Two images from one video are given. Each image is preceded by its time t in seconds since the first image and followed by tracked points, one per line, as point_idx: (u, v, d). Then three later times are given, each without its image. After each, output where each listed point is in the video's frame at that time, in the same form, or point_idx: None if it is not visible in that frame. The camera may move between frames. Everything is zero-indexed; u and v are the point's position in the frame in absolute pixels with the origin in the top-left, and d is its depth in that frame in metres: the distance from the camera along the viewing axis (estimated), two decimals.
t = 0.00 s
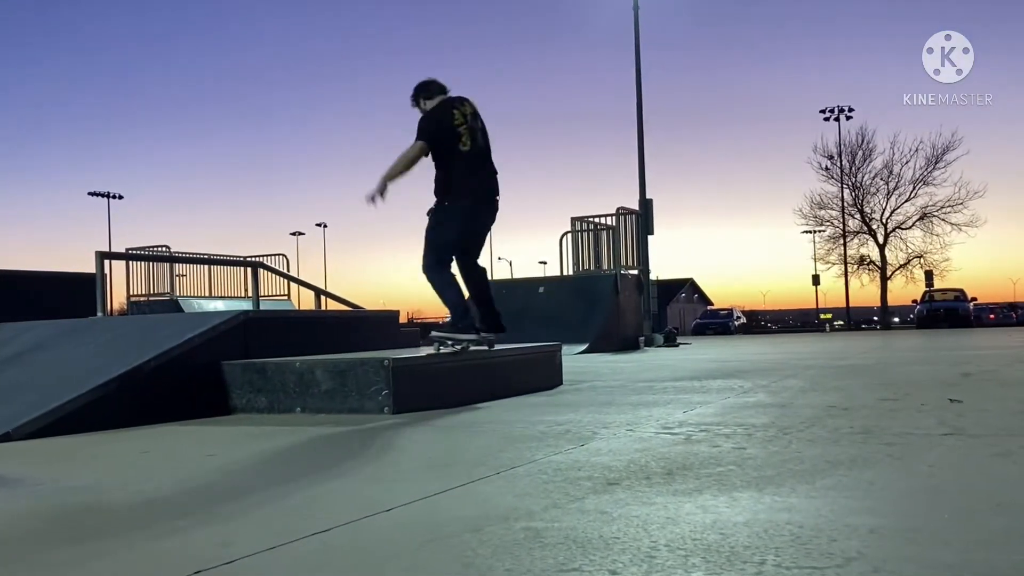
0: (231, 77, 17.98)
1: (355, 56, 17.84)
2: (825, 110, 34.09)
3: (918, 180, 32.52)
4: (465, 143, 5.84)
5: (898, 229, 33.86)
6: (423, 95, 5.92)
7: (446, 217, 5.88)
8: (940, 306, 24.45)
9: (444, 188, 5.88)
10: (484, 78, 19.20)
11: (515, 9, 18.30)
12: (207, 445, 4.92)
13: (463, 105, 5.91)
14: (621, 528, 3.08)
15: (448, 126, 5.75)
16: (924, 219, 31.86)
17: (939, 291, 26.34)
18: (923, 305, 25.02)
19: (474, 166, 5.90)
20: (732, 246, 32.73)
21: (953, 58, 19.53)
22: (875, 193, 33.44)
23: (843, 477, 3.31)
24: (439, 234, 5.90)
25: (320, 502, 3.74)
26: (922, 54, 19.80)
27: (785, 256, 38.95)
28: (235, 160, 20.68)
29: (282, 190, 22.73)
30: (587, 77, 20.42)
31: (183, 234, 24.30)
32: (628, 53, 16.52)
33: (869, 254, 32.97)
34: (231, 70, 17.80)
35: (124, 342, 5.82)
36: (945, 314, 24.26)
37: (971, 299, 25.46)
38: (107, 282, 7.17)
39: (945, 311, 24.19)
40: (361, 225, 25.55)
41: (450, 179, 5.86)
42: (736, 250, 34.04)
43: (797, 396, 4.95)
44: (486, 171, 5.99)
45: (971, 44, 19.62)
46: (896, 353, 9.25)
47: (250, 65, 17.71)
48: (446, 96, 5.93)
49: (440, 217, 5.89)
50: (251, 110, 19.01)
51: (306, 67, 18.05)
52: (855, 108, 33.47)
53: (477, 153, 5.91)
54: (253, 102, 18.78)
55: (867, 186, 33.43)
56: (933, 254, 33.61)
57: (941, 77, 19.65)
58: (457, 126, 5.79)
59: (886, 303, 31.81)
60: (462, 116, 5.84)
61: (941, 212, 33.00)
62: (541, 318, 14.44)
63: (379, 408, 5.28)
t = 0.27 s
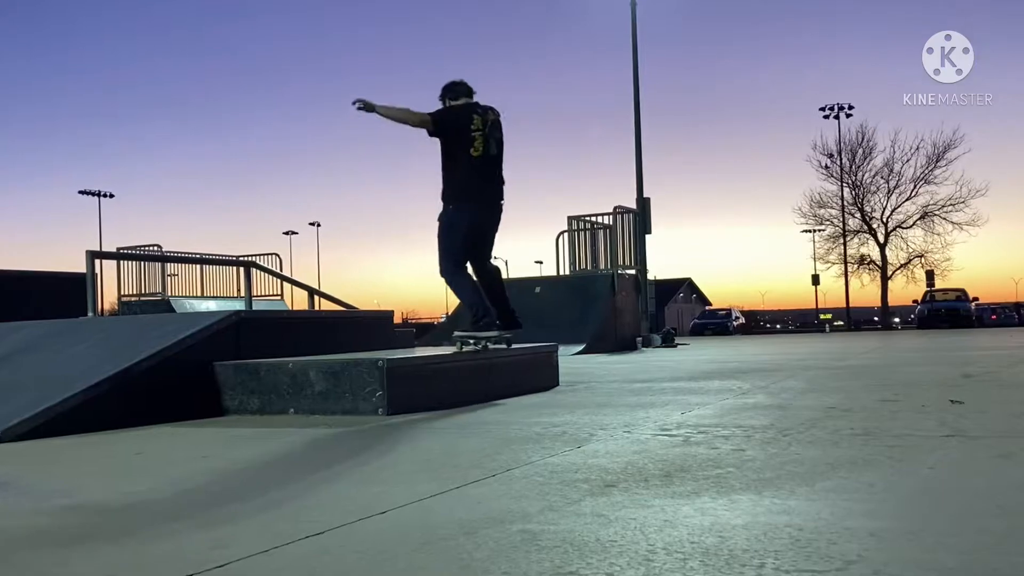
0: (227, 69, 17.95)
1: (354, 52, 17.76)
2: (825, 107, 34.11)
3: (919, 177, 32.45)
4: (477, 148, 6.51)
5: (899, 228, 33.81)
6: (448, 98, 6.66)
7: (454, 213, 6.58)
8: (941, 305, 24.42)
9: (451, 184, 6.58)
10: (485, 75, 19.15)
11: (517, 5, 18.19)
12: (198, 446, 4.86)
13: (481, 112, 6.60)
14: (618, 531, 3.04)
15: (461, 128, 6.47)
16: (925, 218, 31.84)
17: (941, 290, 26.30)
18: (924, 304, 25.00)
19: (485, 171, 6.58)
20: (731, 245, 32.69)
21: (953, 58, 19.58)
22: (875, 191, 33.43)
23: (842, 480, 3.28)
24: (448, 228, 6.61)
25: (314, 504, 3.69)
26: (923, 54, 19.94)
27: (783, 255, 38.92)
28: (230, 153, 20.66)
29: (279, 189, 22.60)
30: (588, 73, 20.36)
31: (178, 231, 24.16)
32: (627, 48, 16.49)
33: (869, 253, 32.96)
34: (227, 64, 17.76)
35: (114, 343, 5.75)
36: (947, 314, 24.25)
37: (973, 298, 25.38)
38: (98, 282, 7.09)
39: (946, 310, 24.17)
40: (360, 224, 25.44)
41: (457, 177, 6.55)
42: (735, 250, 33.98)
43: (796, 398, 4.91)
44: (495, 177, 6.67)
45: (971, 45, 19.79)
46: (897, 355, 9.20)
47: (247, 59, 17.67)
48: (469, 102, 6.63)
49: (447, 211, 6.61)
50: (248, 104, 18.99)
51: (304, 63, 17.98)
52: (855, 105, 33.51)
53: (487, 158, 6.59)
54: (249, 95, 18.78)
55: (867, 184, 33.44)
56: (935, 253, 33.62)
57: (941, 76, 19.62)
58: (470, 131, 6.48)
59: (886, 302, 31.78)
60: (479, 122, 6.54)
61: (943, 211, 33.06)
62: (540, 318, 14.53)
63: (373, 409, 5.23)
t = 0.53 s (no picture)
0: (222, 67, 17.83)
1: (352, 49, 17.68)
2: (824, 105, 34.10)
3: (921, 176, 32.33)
4: (482, 149, 6.48)
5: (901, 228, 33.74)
6: (453, 105, 6.65)
7: (465, 215, 6.56)
8: (942, 305, 24.38)
9: (462, 188, 6.55)
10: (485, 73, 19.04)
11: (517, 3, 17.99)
12: (190, 448, 4.81)
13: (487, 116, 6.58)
14: (615, 534, 2.99)
15: (464, 131, 6.43)
16: (926, 217, 31.83)
17: (942, 290, 26.26)
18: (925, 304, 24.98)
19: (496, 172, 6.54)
20: (731, 245, 32.61)
21: (953, 58, 19.59)
22: (875, 190, 33.39)
23: (842, 482, 3.23)
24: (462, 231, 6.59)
25: (307, 507, 3.64)
26: (922, 54, 19.89)
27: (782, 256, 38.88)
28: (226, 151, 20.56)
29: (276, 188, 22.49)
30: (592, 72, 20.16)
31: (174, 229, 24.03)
32: (626, 45, 16.45)
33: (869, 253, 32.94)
34: (222, 63, 17.67)
35: (105, 344, 5.69)
36: (948, 314, 24.18)
37: (975, 298, 25.28)
38: (90, 281, 7.03)
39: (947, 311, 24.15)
40: (358, 222, 25.33)
41: (467, 180, 6.53)
42: (734, 250, 33.91)
43: (796, 399, 4.86)
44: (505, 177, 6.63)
45: (971, 45, 19.79)
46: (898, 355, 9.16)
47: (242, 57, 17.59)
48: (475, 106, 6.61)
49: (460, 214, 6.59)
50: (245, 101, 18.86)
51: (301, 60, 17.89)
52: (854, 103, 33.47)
53: (496, 160, 6.54)
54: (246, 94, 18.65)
55: (867, 183, 33.40)
56: (936, 253, 33.64)
57: (941, 76, 19.65)
58: (474, 133, 6.44)
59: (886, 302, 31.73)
60: (483, 124, 6.50)
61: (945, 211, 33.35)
62: (535, 317, 14.45)
63: (367, 411, 5.17)
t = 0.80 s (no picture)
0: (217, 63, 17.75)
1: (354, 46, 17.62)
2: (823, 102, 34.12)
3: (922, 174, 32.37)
4: (489, 148, 6.53)
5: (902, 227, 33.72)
6: (461, 110, 6.75)
7: (472, 216, 6.60)
8: (943, 307, 24.16)
9: (468, 189, 6.60)
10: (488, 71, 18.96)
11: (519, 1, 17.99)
12: (181, 450, 4.75)
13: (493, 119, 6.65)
14: (612, 537, 2.95)
15: (469, 133, 6.52)
16: (928, 216, 31.85)
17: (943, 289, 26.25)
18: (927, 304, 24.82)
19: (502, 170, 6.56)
20: (732, 244, 32.52)
21: (953, 58, 20.03)
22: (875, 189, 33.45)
23: (842, 484, 3.19)
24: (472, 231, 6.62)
25: (301, 510, 3.59)
26: (923, 54, 20.37)
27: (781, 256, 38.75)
28: (221, 147, 20.44)
29: (274, 187, 22.35)
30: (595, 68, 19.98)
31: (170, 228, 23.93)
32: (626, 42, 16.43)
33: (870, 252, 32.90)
34: (219, 61, 17.60)
35: (95, 344, 5.63)
36: (949, 314, 23.94)
37: (977, 299, 25.25)
38: (79, 282, 6.94)
39: (948, 313, 23.88)
40: (356, 222, 25.20)
41: (472, 180, 6.57)
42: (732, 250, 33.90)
43: (796, 400, 4.82)
44: (512, 176, 6.62)
45: (971, 44, 20.19)
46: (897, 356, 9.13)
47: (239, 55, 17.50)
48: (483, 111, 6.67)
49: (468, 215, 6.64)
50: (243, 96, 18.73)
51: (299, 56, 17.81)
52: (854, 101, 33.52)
53: (502, 161, 6.58)
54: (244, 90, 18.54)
55: (867, 181, 33.44)
56: (938, 253, 33.66)
57: (941, 76, 20.17)
58: (479, 133, 6.52)
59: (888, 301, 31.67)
60: (491, 126, 6.57)
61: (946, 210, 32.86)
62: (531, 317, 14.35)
63: (361, 413, 5.12)
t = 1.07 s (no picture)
0: (212, 61, 17.67)
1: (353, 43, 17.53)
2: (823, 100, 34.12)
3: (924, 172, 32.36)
4: (496, 150, 6.66)
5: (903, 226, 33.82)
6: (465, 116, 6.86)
7: (481, 217, 6.67)
8: (945, 306, 24.06)
9: (476, 190, 6.68)
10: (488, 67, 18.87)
11: None
12: (172, 452, 4.69)
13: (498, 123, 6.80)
14: (609, 540, 2.90)
15: (478, 134, 6.62)
16: (928, 214, 31.86)
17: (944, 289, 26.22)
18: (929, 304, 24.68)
19: (509, 172, 6.71)
20: (731, 244, 32.42)
21: (953, 58, 20.13)
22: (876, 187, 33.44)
23: (841, 487, 3.15)
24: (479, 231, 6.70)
25: (293, 513, 3.54)
26: (923, 54, 20.50)
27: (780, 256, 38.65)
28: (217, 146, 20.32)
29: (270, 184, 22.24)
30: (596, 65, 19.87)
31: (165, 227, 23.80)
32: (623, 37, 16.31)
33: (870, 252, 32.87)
34: (215, 58, 17.51)
35: (85, 344, 5.56)
36: (951, 315, 23.87)
37: (979, 299, 25.22)
38: (68, 281, 6.87)
39: (950, 313, 23.84)
40: (353, 220, 25.07)
41: (480, 181, 6.66)
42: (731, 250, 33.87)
43: (794, 401, 4.78)
44: (518, 178, 6.77)
45: (971, 44, 20.25)
46: (895, 356, 9.11)
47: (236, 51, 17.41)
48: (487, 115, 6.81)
49: (475, 216, 6.71)
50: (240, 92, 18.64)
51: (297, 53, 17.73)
52: (854, 98, 33.48)
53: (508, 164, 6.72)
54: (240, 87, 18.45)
55: (867, 180, 33.43)
56: (938, 252, 33.68)
57: (940, 76, 20.25)
58: (488, 135, 6.63)
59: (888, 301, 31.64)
60: (497, 129, 6.71)
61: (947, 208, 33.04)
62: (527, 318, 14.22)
63: (354, 414, 5.07)
